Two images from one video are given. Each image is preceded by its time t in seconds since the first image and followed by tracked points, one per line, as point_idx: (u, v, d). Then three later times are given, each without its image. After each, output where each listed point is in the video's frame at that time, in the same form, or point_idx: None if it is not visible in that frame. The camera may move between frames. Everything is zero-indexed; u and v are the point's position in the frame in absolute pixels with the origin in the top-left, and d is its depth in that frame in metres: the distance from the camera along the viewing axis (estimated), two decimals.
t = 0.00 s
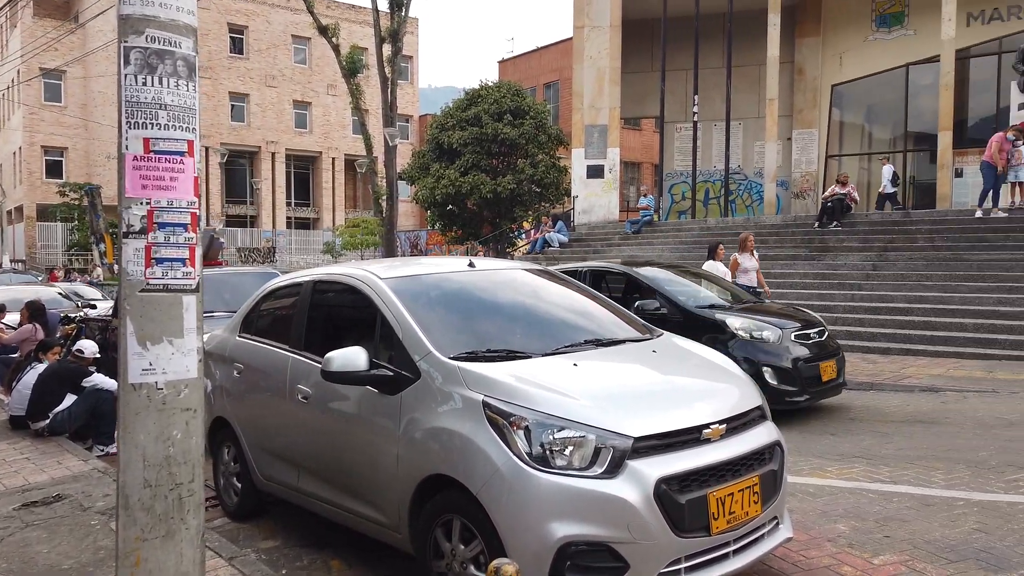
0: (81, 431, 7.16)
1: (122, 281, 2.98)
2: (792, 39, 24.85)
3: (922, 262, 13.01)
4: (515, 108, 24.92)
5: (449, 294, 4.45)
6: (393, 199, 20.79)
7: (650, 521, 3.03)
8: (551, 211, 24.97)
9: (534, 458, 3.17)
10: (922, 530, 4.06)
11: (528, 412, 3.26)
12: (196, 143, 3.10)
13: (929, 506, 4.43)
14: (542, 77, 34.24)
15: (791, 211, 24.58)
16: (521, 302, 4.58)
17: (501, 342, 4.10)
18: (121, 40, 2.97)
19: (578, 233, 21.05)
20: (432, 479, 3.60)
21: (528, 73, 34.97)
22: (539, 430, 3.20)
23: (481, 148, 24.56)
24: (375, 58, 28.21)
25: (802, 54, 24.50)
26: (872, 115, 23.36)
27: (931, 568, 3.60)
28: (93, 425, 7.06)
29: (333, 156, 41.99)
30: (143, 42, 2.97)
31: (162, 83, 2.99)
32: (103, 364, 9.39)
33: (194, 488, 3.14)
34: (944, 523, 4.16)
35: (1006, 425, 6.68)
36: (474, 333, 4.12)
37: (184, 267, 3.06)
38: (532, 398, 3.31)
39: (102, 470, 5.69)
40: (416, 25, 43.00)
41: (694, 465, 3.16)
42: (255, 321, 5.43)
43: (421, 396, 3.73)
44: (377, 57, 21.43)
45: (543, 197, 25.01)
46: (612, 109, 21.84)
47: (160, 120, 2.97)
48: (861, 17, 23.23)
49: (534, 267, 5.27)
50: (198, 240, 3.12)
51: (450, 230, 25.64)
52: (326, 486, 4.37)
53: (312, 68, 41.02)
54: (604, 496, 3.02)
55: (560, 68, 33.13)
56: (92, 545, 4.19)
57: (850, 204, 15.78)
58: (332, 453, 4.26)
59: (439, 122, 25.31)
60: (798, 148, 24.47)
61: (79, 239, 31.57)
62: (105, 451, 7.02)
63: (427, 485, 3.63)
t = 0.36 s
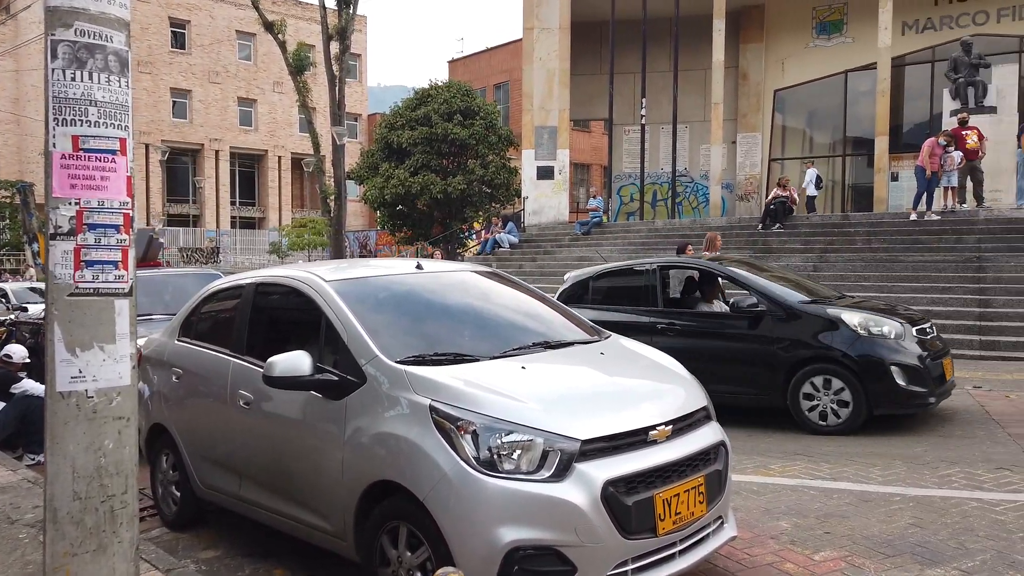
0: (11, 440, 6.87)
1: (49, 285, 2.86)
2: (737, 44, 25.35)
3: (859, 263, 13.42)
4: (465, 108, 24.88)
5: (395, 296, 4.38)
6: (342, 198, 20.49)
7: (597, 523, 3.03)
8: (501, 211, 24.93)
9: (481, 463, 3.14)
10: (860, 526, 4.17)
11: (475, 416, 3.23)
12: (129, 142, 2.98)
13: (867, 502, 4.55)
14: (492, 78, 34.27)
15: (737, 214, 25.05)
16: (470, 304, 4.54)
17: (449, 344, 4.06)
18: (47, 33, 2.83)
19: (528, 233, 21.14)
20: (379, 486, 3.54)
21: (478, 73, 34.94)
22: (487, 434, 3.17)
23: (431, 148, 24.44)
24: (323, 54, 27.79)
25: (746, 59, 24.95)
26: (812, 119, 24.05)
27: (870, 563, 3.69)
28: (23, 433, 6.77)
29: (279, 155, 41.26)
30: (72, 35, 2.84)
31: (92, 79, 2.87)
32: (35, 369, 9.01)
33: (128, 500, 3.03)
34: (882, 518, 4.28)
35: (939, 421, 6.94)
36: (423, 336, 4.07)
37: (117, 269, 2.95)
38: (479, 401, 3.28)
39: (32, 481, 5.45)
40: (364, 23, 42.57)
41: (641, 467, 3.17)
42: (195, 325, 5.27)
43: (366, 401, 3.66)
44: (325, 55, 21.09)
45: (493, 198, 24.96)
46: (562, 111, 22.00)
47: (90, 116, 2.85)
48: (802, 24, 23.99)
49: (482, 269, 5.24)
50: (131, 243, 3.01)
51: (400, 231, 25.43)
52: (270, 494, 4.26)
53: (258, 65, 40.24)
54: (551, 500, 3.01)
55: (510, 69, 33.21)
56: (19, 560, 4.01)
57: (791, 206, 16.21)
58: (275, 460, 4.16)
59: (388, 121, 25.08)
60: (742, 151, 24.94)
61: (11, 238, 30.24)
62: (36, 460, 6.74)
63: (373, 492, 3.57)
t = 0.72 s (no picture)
0: None
1: None
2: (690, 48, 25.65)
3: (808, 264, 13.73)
4: (420, 108, 24.76)
5: (348, 298, 4.30)
6: (295, 198, 20.13)
7: (551, 526, 3.02)
8: (458, 212, 24.69)
9: (435, 468, 3.10)
10: (809, 524, 4.24)
11: (429, 421, 3.19)
12: (65, 139, 2.91)
13: (816, 500, 4.65)
14: (447, 78, 34.19)
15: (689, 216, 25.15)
16: (425, 307, 4.49)
17: (403, 348, 4.01)
18: None
19: (484, 234, 21.10)
20: (330, 492, 3.46)
21: (433, 73, 34.80)
22: (442, 439, 3.13)
23: (386, 148, 24.23)
24: (275, 50, 27.32)
25: (698, 63, 25.26)
26: (762, 123, 24.56)
27: (818, 561, 3.76)
28: None
29: (229, 153, 40.47)
30: (5, 28, 2.74)
31: (25, 74, 2.78)
32: None
33: (63, 514, 2.95)
34: (830, 515, 4.37)
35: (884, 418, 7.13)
36: (378, 339, 4.01)
37: (52, 273, 2.88)
38: (434, 405, 3.24)
39: None
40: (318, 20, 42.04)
41: (595, 470, 3.17)
42: (139, 328, 5.10)
43: (318, 406, 3.59)
44: (278, 52, 20.73)
45: (449, 197, 24.52)
46: (518, 112, 22.03)
47: (24, 114, 2.78)
48: (752, 29, 24.56)
49: (435, 271, 5.18)
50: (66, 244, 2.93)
51: (354, 231, 25.14)
52: (217, 502, 4.15)
53: (207, 61, 39.44)
54: (505, 505, 2.99)
55: (465, 68, 33.18)
56: None
57: (742, 208, 16.48)
58: (223, 468, 4.05)
59: (342, 119, 24.76)
60: (695, 153, 25.20)
61: None
62: None
63: (325, 499, 3.50)
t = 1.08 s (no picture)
0: None
1: None
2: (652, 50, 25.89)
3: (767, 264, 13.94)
4: (383, 106, 24.55)
5: (306, 300, 4.22)
6: (254, 197, 19.76)
7: (512, 530, 3.00)
8: (420, 211, 24.61)
9: (394, 473, 3.05)
10: (768, 521, 4.29)
11: (388, 424, 3.15)
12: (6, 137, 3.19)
13: (774, 497, 4.71)
14: (410, 76, 33.99)
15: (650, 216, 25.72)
16: (385, 308, 4.44)
17: (364, 349, 3.95)
18: None
19: (446, 234, 20.98)
20: (286, 497, 3.41)
21: (395, 71, 34.55)
22: (401, 443, 3.09)
23: (347, 146, 23.98)
24: (233, 46, 26.83)
25: (660, 65, 25.47)
26: (723, 124, 24.88)
27: (776, 558, 3.81)
28: None
29: (186, 150, 39.67)
30: None
31: None
32: None
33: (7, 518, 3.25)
34: (788, 513, 4.43)
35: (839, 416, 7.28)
36: (338, 341, 3.94)
37: None
38: (393, 408, 3.19)
39: None
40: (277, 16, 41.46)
41: (556, 471, 3.16)
42: (88, 330, 4.95)
43: (274, 410, 3.52)
44: (236, 48, 20.36)
45: (412, 197, 24.66)
46: (481, 111, 22.00)
47: None
48: (712, 33, 24.92)
49: (395, 271, 5.13)
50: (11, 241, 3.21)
51: (315, 230, 24.85)
52: (170, 508, 4.04)
53: (163, 56, 38.63)
54: (466, 509, 2.96)
55: (428, 67, 33.04)
56: None
57: (702, 209, 16.62)
58: (176, 475, 3.95)
59: (303, 117, 24.43)
60: (656, 154, 25.37)
61: None
62: None
63: (281, 505, 3.43)
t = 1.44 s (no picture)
0: None
1: None
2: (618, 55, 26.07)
3: (731, 268, 14.09)
4: (349, 109, 24.34)
5: (267, 306, 4.14)
6: (217, 199, 19.46)
7: (476, 539, 2.97)
8: (387, 214, 24.48)
9: (356, 482, 3.00)
10: (732, 525, 4.32)
11: (350, 432, 3.09)
12: None
13: (738, 501, 4.74)
14: (376, 79, 33.78)
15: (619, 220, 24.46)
16: (350, 313, 4.37)
17: (327, 356, 3.89)
18: None
19: (414, 237, 20.83)
20: (245, 508, 3.33)
21: (362, 73, 34.31)
22: (363, 451, 3.04)
23: (312, 149, 23.73)
24: (196, 46, 26.41)
25: (627, 70, 25.69)
26: (689, 130, 25.14)
27: (740, 562, 3.83)
28: None
29: (148, 152, 38.94)
30: None
31: None
32: None
33: None
34: (751, 516, 4.47)
35: (802, 418, 7.37)
36: (301, 348, 3.86)
37: None
38: (355, 415, 3.14)
39: None
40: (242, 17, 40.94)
41: (520, 478, 3.14)
42: (41, 337, 4.80)
43: (233, 419, 3.44)
44: (200, 48, 20.04)
45: (379, 201, 24.53)
46: (448, 115, 21.97)
47: None
48: (677, 39, 25.21)
49: (359, 275, 5.06)
50: None
51: (281, 234, 24.58)
52: (125, 520, 3.93)
53: (123, 56, 37.92)
54: (429, 518, 2.92)
55: (395, 70, 32.91)
56: None
57: (668, 214, 16.79)
58: (131, 486, 3.84)
59: (267, 119, 24.13)
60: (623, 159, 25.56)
61: None
62: None
63: (239, 515, 3.35)
